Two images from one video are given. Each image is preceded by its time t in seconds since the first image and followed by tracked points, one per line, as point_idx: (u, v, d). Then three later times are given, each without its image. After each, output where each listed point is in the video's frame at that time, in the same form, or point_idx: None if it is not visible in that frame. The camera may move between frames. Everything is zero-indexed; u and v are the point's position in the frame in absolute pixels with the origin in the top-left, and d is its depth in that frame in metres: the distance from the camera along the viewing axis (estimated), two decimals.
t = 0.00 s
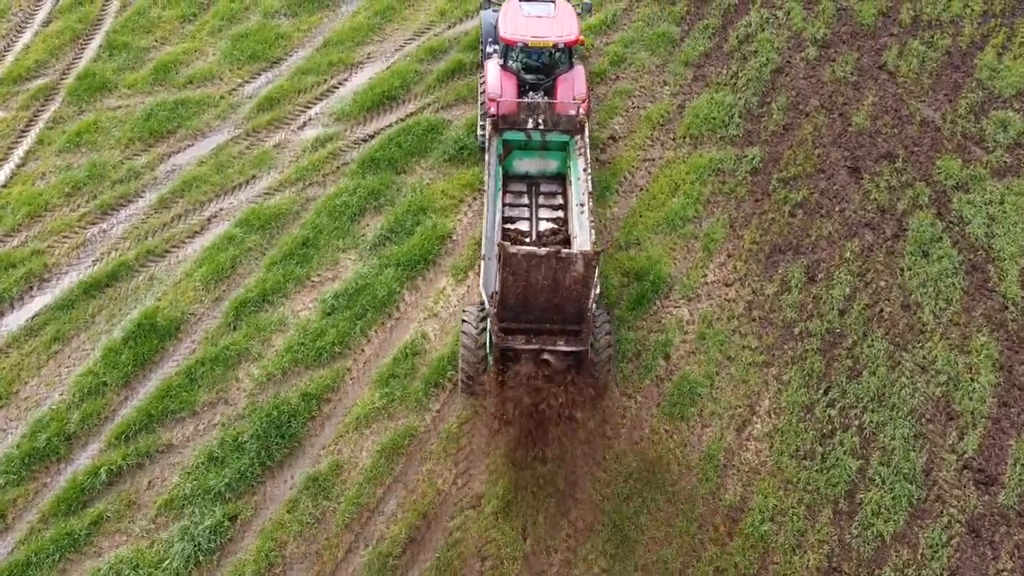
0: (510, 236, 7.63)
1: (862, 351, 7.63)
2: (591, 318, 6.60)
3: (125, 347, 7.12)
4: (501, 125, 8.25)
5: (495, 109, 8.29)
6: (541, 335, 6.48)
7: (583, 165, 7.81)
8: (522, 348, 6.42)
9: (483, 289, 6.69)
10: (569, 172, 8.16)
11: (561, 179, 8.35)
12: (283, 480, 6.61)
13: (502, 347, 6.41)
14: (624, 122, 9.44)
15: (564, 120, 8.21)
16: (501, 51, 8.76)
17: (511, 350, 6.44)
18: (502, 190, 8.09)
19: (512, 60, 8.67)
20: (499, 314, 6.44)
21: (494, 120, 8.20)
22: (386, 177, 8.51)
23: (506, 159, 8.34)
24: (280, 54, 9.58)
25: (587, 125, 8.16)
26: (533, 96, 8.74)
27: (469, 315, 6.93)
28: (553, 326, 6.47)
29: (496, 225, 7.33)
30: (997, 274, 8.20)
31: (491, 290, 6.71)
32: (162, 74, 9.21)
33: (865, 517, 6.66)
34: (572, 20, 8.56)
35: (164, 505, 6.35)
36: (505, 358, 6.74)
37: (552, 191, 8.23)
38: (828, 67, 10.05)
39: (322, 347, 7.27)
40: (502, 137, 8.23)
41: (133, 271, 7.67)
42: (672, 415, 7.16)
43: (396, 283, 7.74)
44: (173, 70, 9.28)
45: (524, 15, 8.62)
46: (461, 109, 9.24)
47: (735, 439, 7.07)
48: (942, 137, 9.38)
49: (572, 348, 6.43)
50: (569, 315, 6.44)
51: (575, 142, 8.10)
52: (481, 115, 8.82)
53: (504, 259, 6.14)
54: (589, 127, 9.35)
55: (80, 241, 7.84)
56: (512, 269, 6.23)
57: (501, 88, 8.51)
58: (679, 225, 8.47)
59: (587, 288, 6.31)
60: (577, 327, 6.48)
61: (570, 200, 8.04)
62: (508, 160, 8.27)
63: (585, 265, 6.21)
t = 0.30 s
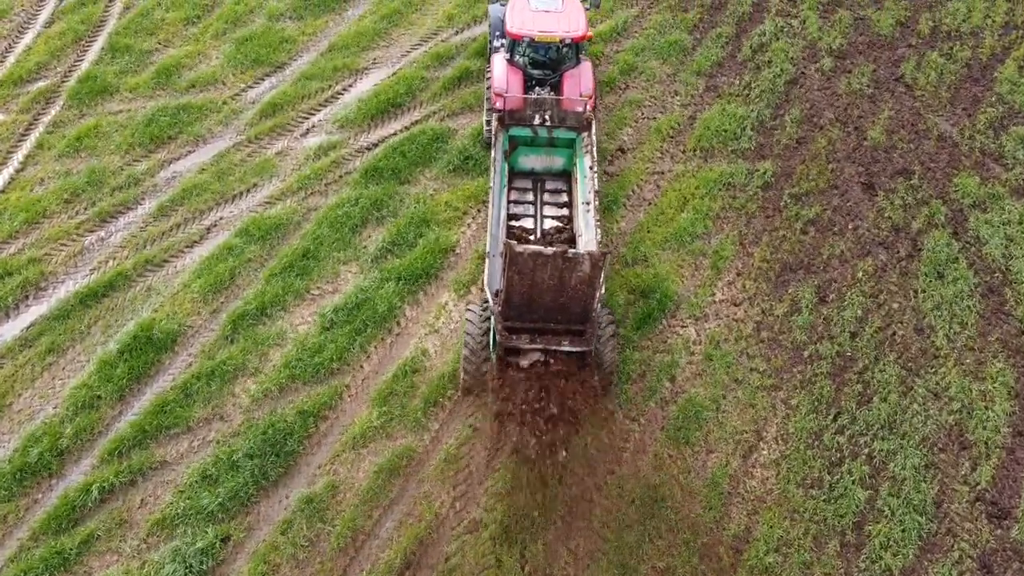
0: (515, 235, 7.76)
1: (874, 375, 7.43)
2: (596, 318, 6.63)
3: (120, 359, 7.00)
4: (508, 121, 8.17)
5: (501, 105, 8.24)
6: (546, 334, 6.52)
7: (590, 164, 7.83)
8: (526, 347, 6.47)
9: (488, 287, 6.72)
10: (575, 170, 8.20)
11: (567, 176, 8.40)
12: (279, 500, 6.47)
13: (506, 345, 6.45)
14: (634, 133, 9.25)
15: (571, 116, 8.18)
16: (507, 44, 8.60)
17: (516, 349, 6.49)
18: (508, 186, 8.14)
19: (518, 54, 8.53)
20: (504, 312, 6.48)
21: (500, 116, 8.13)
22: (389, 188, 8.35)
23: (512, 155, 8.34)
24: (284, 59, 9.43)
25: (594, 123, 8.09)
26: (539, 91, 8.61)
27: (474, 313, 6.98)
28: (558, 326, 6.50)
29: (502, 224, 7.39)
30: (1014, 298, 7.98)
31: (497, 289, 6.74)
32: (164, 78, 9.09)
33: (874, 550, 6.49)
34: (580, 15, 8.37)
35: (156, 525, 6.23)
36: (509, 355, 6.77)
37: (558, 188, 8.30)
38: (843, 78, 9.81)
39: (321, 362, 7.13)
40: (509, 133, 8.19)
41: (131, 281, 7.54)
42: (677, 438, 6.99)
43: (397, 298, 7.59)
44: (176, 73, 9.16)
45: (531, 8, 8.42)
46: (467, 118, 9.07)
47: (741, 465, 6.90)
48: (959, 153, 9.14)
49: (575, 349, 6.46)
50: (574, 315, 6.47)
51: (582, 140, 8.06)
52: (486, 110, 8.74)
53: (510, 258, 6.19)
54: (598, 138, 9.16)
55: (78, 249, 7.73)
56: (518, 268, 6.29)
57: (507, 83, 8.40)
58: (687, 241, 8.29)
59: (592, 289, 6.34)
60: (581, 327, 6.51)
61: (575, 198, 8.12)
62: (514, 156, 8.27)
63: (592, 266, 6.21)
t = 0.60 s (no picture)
0: (523, 232, 7.54)
1: (886, 402, 7.22)
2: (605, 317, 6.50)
3: (116, 371, 6.89)
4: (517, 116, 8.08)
5: (510, 100, 8.17)
6: (555, 333, 6.37)
7: (600, 161, 7.63)
8: (535, 347, 6.31)
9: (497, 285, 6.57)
10: (584, 168, 8.05)
11: (576, 173, 8.26)
12: (274, 520, 6.35)
13: (514, 345, 6.29)
14: (645, 145, 9.06)
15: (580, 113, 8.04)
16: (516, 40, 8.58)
17: (524, 348, 6.34)
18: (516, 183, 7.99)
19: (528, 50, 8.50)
20: (512, 311, 6.34)
21: (510, 112, 8.05)
22: (393, 198, 8.20)
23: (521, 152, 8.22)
24: (290, 63, 9.29)
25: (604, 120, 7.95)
26: (548, 87, 8.59)
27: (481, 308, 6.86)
28: (567, 325, 6.38)
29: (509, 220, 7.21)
30: None
31: (506, 286, 6.61)
32: (168, 81, 8.98)
33: None
34: (589, 10, 8.34)
35: (149, 544, 6.12)
36: (516, 356, 6.62)
37: (566, 185, 8.16)
38: (861, 91, 9.56)
39: (320, 378, 7.00)
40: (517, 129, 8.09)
41: (129, 290, 7.43)
42: (681, 464, 6.83)
43: (399, 312, 7.44)
44: (181, 77, 9.05)
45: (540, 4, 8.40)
46: (475, 127, 8.90)
47: (747, 494, 6.73)
48: (980, 171, 8.87)
49: (585, 349, 6.32)
50: (584, 314, 6.34)
51: (592, 137, 7.88)
52: (495, 106, 8.69)
53: (520, 256, 6.02)
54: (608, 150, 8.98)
55: (77, 257, 7.62)
56: (528, 267, 6.13)
57: (515, 79, 8.37)
58: (697, 258, 8.11)
59: (603, 288, 6.21)
60: (591, 326, 6.37)
61: (584, 196, 7.96)
62: (523, 153, 8.15)
63: (603, 266, 6.07)
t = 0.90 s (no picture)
0: (528, 232, 7.44)
1: (897, 431, 7.02)
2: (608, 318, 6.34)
3: (112, 385, 6.79)
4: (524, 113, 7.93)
5: (518, 97, 8.01)
6: (556, 333, 6.23)
7: (607, 159, 7.54)
8: (536, 347, 6.18)
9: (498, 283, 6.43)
10: (591, 165, 7.93)
11: (583, 171, 8.15)
12: (267, 543, 6.23)
13: (514, 344, 6.16)
14: (655, 159, 8.88)
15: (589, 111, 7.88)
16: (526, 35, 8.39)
17: (524, 348, 6.20)
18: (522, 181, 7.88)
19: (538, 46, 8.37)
20: (513, 310, 6.20)
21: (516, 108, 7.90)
22: (397, 210, 8.05)
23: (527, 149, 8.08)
24: (295, 68, 9.14)
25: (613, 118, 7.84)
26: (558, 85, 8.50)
27: (484, 305, 6.73)
28: (569, 325, 6.23)
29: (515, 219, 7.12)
30: None
31: (507, 283, 6.47)
32: (171, 85, 8.85)
33: None
34: (601, 6, 8.14)
35: (139, 565, 6.00)
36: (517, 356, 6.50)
37: (573, 183, 8.04)
38: (878, 105, 9.33)
39: (318, 396, 6.87)
40: (524, 126, 7.94)
41: (127, 301, 7.31)
42: (685, 492, 6.67)
43: (400, 329, 7.30)
44: (185, 81, 8.92)
45: None
46: (481, 136, 8.73)
47: (752, 524, 6.56)
48: (1000, 190, 8.61)
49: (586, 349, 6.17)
50: (586, 315, 6.19)
51: (599, 135, 7.79)
52: (503, 101, 8.53)
53: (521, 255, 5.88)
54: (617, 162, 8.79)
55: (75, 266, 7.51)
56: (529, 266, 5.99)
57: (524, 75, 8.26)
58: (706, 277, 7.92)
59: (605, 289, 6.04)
60: (593, 327, 6.22)
61: (591, 194, 7.85)
62: (530, 150, 8.01)
63: (605, 266, 5.91)
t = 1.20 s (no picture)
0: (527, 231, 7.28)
1: (904, 458, 6.84)
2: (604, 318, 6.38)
3: (101, 403, 6.66)
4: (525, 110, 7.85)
5: (520, 92, 7.87)
6: (551, 334, 6.29)
7: (607, 156, 7.40)
8: (530, 348, 6.24)
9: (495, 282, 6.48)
10: (592, 162, 7.75)
11: (585, 169, 7.94)
12: (257, 569, 6.09)
13: (509, 345, 6.22)
14: (659, 172, 8.70)
15: (591, 107, 7.78)
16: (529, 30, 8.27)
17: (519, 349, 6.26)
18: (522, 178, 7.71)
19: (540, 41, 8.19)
20: (507, 311, 6.25)
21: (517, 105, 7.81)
22: (395, 224, 7.89)
23: (529, 146, 7.94)
24: (294, 75, 8.97)
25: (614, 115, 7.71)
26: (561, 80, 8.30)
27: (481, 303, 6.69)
28: (564, 325, 6.30)
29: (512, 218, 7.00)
30: None
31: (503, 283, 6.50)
32: (167, 92, 8.69)
33: None
34: None
35: None
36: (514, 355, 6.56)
37: (574, 180, 7.84)
38: (889, 118, 9.12)
39: (311, 416, 6.73)
40: (525, 123, 7.82)
41: (118, 316, 7.18)
42: (685, 520, 6.50)
43: (396, 347, 7.15)
44: (181, 88, 8.76)
45: None
46: (482, 148, 8.55)
47: (753, 554, 6.39)
48: (1013, 207, 8.39)
49: (580, 351, 6.23)
50: (581, 315, 6.23)
51: (600, 131, 7.65)
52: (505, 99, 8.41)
53: (515, 256, 5.92)
54: (620, 176, 8.61)
55: (66, 279, 7.38)
56: (524, 267, 6.03)
57: (527, 71, 8.06)
58: (709, 295, 7.75)
59: (600, 289, 6.04)
60: (588, 328, 6.27)
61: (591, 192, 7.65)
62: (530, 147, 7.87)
63: (599, 266, 5.89)
